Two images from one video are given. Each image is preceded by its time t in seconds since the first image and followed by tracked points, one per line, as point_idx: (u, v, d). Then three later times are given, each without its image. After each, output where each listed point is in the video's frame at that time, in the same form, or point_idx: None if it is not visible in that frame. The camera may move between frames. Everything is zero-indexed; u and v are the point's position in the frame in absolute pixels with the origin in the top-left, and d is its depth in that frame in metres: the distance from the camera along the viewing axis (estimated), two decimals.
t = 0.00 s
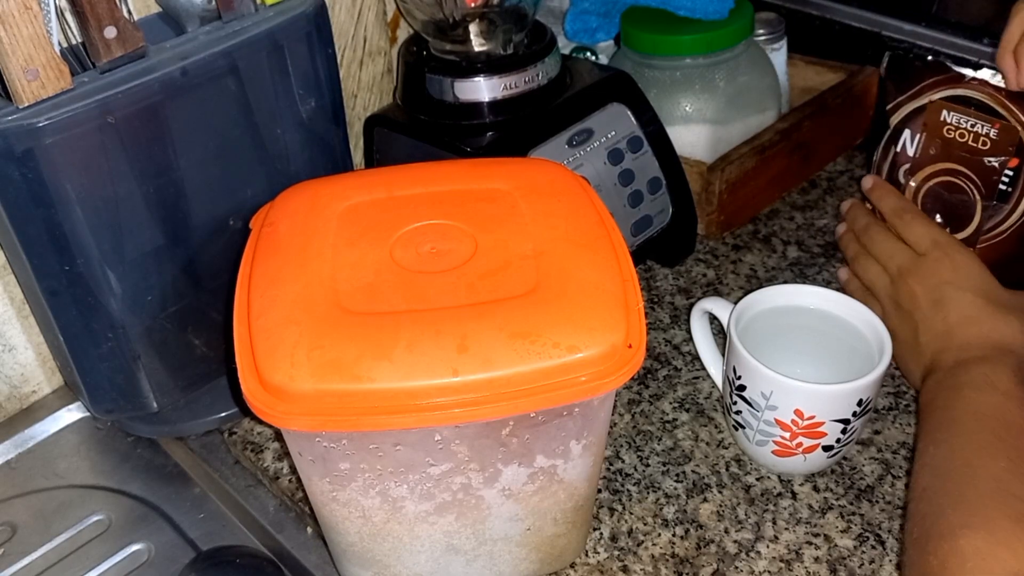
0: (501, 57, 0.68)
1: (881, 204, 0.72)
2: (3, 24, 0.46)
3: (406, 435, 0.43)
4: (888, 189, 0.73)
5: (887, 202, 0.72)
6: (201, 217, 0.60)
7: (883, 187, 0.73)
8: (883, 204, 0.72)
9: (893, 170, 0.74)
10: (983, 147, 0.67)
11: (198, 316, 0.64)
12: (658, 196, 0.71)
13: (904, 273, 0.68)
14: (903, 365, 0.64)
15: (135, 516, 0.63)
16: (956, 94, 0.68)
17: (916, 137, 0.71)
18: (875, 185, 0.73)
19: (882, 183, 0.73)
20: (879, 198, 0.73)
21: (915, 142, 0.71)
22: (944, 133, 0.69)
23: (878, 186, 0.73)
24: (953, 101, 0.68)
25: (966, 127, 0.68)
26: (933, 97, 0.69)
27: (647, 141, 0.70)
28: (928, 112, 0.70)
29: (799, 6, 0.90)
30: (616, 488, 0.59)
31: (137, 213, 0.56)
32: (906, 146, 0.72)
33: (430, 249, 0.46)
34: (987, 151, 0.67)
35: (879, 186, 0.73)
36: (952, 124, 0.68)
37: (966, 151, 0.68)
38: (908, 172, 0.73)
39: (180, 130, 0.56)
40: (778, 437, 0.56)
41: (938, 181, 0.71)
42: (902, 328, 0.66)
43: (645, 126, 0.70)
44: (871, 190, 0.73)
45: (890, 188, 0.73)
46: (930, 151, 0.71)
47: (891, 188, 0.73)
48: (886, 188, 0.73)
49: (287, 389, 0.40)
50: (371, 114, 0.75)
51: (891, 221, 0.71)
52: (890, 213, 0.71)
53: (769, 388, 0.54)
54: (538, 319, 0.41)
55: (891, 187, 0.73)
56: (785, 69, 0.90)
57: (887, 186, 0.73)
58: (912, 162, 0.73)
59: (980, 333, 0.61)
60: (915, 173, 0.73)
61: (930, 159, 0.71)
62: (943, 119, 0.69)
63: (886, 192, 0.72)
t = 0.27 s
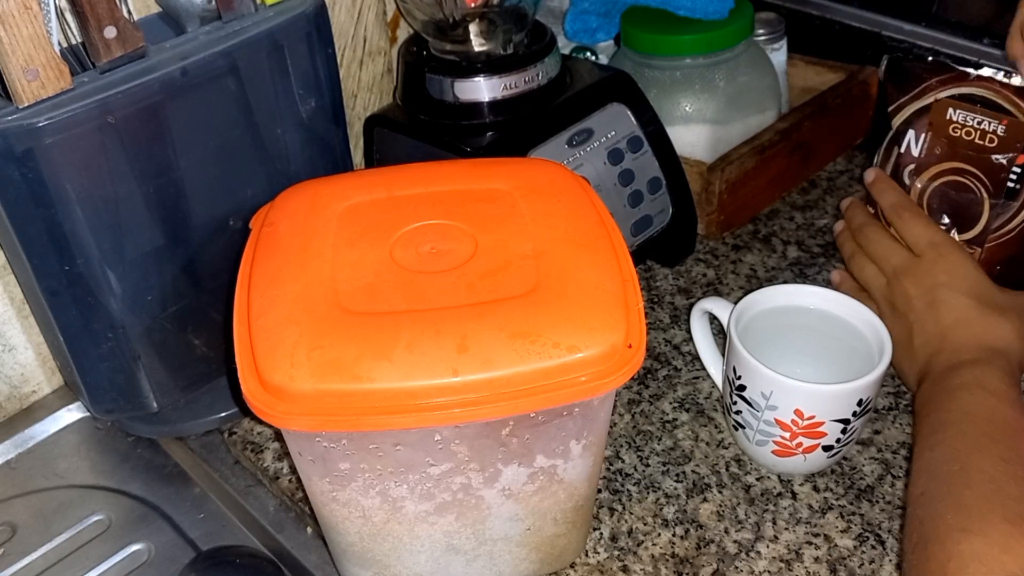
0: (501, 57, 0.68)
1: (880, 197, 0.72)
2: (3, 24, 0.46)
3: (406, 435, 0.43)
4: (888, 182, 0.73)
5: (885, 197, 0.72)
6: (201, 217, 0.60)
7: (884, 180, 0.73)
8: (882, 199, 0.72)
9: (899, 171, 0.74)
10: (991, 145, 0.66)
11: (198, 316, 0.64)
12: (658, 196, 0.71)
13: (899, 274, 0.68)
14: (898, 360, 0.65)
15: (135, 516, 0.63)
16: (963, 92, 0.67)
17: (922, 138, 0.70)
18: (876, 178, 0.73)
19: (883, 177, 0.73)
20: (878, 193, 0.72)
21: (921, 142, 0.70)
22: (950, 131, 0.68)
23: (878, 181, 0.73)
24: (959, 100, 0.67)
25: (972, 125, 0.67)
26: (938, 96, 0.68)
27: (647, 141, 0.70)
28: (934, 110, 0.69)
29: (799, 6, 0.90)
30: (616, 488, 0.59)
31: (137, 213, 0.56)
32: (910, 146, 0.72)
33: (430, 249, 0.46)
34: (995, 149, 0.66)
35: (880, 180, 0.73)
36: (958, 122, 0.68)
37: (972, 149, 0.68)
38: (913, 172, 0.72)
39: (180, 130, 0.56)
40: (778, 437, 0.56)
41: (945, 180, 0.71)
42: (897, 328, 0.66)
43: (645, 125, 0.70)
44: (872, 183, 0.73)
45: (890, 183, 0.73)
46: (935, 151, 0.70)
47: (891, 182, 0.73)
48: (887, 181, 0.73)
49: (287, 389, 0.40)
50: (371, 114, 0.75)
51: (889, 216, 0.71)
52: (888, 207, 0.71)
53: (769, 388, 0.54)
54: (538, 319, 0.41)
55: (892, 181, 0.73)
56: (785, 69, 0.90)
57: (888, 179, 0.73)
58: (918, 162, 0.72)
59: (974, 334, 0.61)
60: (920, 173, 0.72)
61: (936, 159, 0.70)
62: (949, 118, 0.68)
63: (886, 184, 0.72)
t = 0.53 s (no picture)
0: (501, 57, 0.68)
1: (892, 196, 0.70)
2: (3, 24, 0.46)
3: (406, 435, 0.43)
4: (902, 180, 0.71)
5: (897, 196, 0.70)
6: (201, 217, 0.60)
7: (896, 179, 0.71)
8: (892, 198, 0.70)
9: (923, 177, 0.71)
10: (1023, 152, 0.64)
11: (198, 316, 0.64)
12: (658, 196, 0.71)
13: (907, 278, 0.66)
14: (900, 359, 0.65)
15: (135, 516, 0.63)
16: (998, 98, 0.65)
17: (952, 142, 0.67)
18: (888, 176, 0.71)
19: (896, 174, 0.71)
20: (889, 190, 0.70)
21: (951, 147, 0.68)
22: (981, 136, 0.66)
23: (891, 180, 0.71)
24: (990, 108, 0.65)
25: (1004, 130, 0.64)
26: (974, 100, 0.66)
27: (647, 141, 0.70)
28: (966, 114, 0.66)
29: (798, 6, 0.89)
30: (616, 488, 0.59)
31: (137, 213, 0.56)
32: (939, 151, 0.69)
33: (430, 249, 0.46)
34: None
35: (893, 176, 0.71)
36: (990, 127, 0.65)
37: (1002, 155, 0.65)
38: (941, 177, 0.69)
39: (180, 130, 0.56)
40: (778, 437, 0.56)
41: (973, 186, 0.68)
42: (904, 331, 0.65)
43: (645, 125, 0.70)
44: (885, 180, 0.71)
45: (904, 181, 0.71)
46: (965, 156, 0.67)
47: (903, 180, 0.71)
48: (899, 180, 0.71)
49: (287, 389, 0.40)
50: (371, 114, 0.75)
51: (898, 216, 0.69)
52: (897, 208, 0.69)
53: (769, 388, 0.54)
54: (538, 319, 0.41)
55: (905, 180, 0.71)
56: (785, 69, 0.90)
57: (900, 177, 0.71)
58: (946, 168, 0.69)
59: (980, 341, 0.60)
60: (949, 178, 0.69)
61: (964, 164, 0.67)
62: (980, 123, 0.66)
63: (898, 183, 0.70)
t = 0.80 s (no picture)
0: (501, 57, 0.68)
1: (886, 202, 0.69)
2: (3, 25, 0.46)
3: (406, 435, 0.43)
4: (894, 186, 0.70)
5: (891, 201, 0.69)
6: (201, 217, 0.60)
7: (889, 185, 0.70)
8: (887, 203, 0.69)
9: (921, 183, 0.70)
10: None
11: (198, 316, 0.64)
12: (658, 196, 0.71)
13: (905, 285, 0.66)
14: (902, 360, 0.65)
15: (135, 516, 0.63)
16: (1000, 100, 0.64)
17: (954, 146, 0.67)
18: (881, 182, 0.70)
19: (888, 180, 0.70)
20: (883, 196, 0.69)
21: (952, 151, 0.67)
22: (982, 139, 0.65)
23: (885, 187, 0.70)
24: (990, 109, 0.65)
25: (1006, 131, 0.64)
26: (974, 102, 0.66)
27: (647, 141, 0.70)
28: (965, 117, 0.66)
29: (798, 6, 0.89)
30: (616, 488, 0.59)
31: (137, 213, 0.56)
32: (940, 157, 0.68)
33: (429, 249, 0.46)
34: None
35: (886, 182, 0.70)
36: (991, 129, 0.65)
37: (1004, 155, 0.65)
38: (941, 183, 0.68)
39: (180, 130, 0.56)
40: (778, 437, 0.56)
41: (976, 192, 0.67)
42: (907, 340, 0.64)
43: (645, 125, 0.70)
44: (878, 187, 0.70)
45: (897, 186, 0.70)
46: (967, 160, 0.67)
47: (896, 185, 0.70)
48: (892, 186, 0.70)
49: (287, 389, 0.40)
50: (371, 114, 0.75)
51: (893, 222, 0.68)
52: (893, 214, 0.68)
53: (769, 388, 0.54)
54: (538, 319, 0.41)
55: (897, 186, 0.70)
56: (785, 69, 0.90)
57: (893, 182, 0.70)
58: (946, 172, 0.68)
59: (984, 347, 0.59)
60: (949, 184, 0.68)
61: (967, 169, 0.67)
62: (982, 125, 0.65)
63: (892, 188, 0.69)
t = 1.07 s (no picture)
0: (501, 57, 0.68)
1: (880, 215, 0.71)
2: (3, 25, 0.46)
3: (406, 434, 0.43)
4: (888, 201, 0.71)
5: (886, 214, 0.70)
6: (201, 217, 0.60)
7: (883, 199, 0.71)
8: (882, 216, 0.70)
9: (921, 186, 0.70)
10: None
11: (198, 316, 0.64)
12: (658, 196, 0.71)
13: (902, 291, 0.66)
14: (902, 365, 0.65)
15: (135, 516, 0.63)
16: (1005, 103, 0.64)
17: (956, 149, 0.67)
18: (876, 198, 0.72)
19: (883, 196, 0.72)
20: (878, 211, 0.71)
21: (953, 155, 0.67)
22: (983, 142, 0.66)
23: (880, 201, 0.71)
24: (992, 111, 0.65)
25: (1006, 135, 0.64)
26: (976, 103, 0.66)
27: (647, 141, 0.70)
28: (966, 120, 0.66)
29: (798, 6, 0.89)
30: (616, 488, 0.59)
31: (137, 213, 0.56)
32: (942, 161, 0.68)
33: (429, 249, 0.46)
34: None
35: (880, 199, 0.72)
36: (992, 132, 0.65)
37: (1005, 158, 0.65)
38: (942, 187, 0.69)
39: (180, 130, 0.56)
40: (778, 437, 0.56)
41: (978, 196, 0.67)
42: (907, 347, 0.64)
43: (645, 125, 0.70)
44: (872, 202, 0.72)
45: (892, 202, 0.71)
46: (968, 162, 0.67)
47: (890, 201, 0.71)
48: (886, 201, 0.71)
49: (287, 390, 0.40)
50: (371, 114, 0.75)
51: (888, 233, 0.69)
52: (887, 225, 0.69)
53: (769, 388, 0.54)
54: (538, 320, 0.41)
55: (892, 200, 0.71)
56: (785, 69, 0.90)
57: (887, 198, 0.71)
58: (947, 175, 0.68)
59: (984, 347, 0.59)
60: (950, 188, 0.68)
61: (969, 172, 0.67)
62: (984, 127, 0.65)
63: (886, 203, 0.71)
